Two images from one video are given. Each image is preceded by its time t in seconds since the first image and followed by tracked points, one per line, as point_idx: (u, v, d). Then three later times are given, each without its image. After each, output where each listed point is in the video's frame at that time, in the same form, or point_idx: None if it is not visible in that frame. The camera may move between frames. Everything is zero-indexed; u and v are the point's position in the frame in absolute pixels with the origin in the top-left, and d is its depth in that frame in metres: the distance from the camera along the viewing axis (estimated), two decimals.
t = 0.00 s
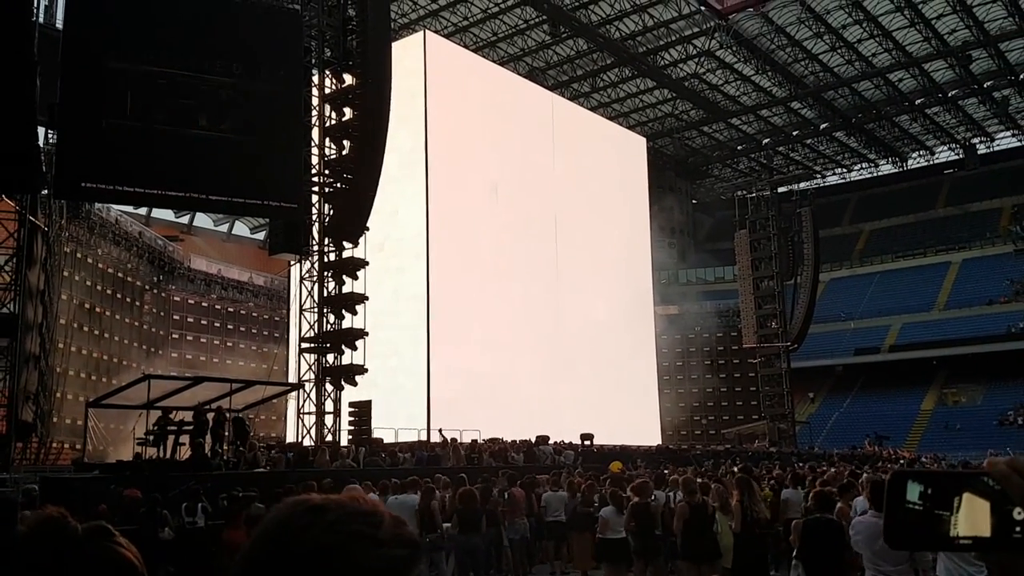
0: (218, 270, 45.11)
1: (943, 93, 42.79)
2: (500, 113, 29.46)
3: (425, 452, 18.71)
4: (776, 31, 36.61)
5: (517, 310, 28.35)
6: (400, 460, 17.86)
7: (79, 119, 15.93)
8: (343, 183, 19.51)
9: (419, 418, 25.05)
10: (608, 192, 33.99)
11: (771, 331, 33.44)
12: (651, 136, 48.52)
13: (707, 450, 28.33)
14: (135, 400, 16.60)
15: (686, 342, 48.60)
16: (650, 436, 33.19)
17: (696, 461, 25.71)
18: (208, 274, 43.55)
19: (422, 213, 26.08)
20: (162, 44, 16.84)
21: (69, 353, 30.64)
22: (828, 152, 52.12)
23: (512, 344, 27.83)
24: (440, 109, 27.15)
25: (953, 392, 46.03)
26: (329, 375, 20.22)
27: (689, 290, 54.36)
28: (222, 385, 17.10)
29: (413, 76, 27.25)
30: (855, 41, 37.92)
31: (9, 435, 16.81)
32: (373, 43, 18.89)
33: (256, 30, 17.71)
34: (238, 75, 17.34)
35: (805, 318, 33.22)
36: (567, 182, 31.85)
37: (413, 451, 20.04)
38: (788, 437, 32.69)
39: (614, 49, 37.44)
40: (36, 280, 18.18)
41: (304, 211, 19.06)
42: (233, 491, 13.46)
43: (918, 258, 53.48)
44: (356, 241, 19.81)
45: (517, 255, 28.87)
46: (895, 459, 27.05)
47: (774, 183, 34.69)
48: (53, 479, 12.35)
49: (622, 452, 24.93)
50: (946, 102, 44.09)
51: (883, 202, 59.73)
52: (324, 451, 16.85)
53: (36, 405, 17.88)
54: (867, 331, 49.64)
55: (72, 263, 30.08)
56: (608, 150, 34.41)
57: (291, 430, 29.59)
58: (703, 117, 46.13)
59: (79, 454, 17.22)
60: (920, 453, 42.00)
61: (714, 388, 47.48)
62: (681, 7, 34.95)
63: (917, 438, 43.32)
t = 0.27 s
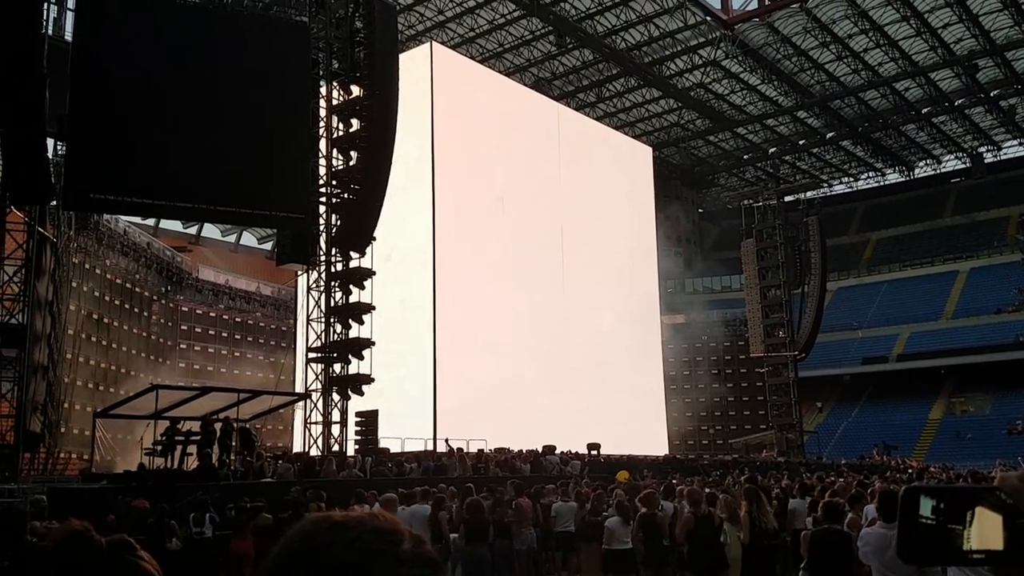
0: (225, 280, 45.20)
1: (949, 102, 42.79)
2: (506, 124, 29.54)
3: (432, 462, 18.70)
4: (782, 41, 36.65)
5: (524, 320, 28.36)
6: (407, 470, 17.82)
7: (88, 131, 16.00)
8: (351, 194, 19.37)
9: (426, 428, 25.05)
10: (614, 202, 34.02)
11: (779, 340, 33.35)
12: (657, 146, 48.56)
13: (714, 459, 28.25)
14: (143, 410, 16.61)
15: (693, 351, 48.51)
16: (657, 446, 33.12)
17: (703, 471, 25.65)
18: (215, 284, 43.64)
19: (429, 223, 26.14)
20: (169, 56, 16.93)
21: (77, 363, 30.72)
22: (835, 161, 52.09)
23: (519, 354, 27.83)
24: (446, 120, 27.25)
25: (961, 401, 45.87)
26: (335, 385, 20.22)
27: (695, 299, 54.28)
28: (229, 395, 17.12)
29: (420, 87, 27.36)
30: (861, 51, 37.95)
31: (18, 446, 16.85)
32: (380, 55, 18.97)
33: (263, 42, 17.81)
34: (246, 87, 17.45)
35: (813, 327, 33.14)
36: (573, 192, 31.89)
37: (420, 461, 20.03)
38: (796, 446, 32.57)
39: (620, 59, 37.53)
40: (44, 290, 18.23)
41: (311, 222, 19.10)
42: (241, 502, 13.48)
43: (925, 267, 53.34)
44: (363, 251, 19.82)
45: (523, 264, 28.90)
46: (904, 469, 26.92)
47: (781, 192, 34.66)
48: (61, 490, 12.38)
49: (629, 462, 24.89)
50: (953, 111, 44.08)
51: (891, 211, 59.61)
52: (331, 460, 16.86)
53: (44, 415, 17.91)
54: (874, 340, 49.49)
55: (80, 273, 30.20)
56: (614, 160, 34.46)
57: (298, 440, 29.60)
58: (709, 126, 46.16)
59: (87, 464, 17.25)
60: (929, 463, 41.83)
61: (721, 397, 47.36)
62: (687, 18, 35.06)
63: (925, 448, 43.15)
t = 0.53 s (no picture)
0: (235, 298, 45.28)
1: (958, 117, 42.78)
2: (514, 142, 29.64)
3: (443, 481, 18.61)
4: (789, 57, 36.74)
5: (533, 337, 28.34)
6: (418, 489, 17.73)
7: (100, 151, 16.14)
8: (359, 212, 19.70)
9: (435, 445, 25.00)
10: (622, 219, 34.05)
11: (790, 356, 33.21)
12: (665, 162, 48.60)
13: (726, 477, 28.06)
14: (153, 428, 16.61)
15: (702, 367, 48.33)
16: (668, 464, 32.93)
17: (715, 489, 25.47)
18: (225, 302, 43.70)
19: (438, 241, 26.20)
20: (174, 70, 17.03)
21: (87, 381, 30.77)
22: (844, 177, 52.07)
23: (527, 371, 27.79)
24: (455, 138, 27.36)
25: (973, 417, 45.58)
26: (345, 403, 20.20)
27: (705, 315, 54.15)
28: (240, 413, 17.11)
29: (429, 105, 27.50)
30: (868, 67, 38.05)
31: (29, 464, 16.86)
32: (390, 74, 19.10)
33: (274, 62, 17.98)
34: (257, 106, 17.59)
35: (823, 343, 33.02)
36: (582, 209, 31.92)
37: (430, 479, 19.95)
38: (808, 464, 32.35)
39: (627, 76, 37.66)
40: (56, 309, 18.30)
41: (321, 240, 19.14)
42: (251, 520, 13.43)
43: (935, 282, 53.15)
44: (373, 268, 19.84)
45: (532, 281, 28.91)
46: (918, 486, 26.77)
47: (789, 208, 34.62)
48: (72, 509, 12.38)
49: (639, 480, 24.74)
50: (961, 127, 44.05)
51: (900, 227, 59.47)
52: (341, 478, 16.83)
53: (55, 434, 17.92)
54: (885, 356, 49.26)
55: (90, 292, 30.29)
56: (622, 177, 34.53)
57: (307, 458, 29.52)
58: (717, 142, 46.21)
59: (98, 483, 17.23)
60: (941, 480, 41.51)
61: (731, 414, 47.13)
62: (694, 35, 35.21)
63: (937, 464, 42.84)
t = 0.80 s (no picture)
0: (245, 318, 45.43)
1: (967, 136, 42.74)
2: (523, 162, 29.75)
3: (451, 502, 18.55)
4: (797, 77, 36.84)
5: (541, 357, 28.31)
6: (426, 511, 17.69)
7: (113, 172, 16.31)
8: (369, 233, 19.65)
9: (443, 466, 24.96)
10: (631, 238, 34.05)
11: (800, 376, 33.05)
12: (674, 181, 48.65)
13: (736, 498, 27.88)
14: (162, 449, 16.61)
15: (712, 387, 48.14)
16: (677, 485, 32.75)
17: (725, 510, 25.32)
18: (236, 321, 43.82)
19: (446, 261, 26.27)
20: (179, 87, 17.17)
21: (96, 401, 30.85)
22: (853, 196, 52.02)
23: (536, 391, 27.75)
24: (463, 159, 27.48)
25: (985, 437, 45.23)
26: (353, 423, 20.19)
27: (714, 334, 53.97)
28: (249, 433, 17.11)
29: (438, 126, 27.63)
30: (877, 87, 38.08)
31: (39, 485, 16.88)
32: (399, 98, 19.21)
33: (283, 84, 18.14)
34: (267, 128, 17.74)
35: (834, 363, 32.84)
36: (590, 229, 31.95)
37: (438, 500, 19.88)
38: (819, 485, 32.09)
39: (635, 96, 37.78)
40: (67, 330, 18.37)
41: (330, 259, 19.18)
42: (259, 541, 13.42)
43: (946, 301, 52.92)
44: (381, 289, 19.88)
45: (541, 302, 28.91)
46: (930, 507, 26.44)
47: (798, 227, 34.58)
48: (80, 530, 12.40)
49: (648, 501, 24.63)
50: (971, 146, 44.00)
51: (909, 246, 59.33)
52: (348, 499, 16.77)
53: (64, 455, 17.96)
54: (896, 376, 48.97)
55: (101, 311, 30.44)
56: (630, 196, 34.56)
57: (316, 478, 29.46)
58: (725, 161, 46.25)
59: (107, 503, 17.22)
60: (953, 500, 41.15)
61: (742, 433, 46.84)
62: (703, 55, 35.36)
63: (949, 485, 42.44)
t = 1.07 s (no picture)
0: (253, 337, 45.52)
1: (974, 156, 42.73)
2: (530, 182, 29.83)
3: (460, 523, 18.47)
4: (804, 97, 36.96)
5: (549, 377, 28.25)
6: (434, 532, 17.60)
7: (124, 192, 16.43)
8: (377, 251, 19.53)
9: (450, 485, 24.89)
10: (638, 258, 34.06)
11: (809, 396, 32.89)
12: (681, 201, 48.72)
13: (746, 519, 27.71)
14: (170, 468, 16.60)
15: (720, 406, 47.97)
16: (686, 505, 32.55)
17: (734, 531, 25.15)
18: (244, 340, 43.88)
19: (454, 281, 26.32)
20: (181, 101, 17.31)
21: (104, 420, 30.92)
22: (861, 215, 52.00)
23: (544, 411, 27.70)
24: (471, 179, 27.59)
25: (996, 458, 44.89)
26: (360, 442, 20.14)
27: (722, 353, 53.81)
28: (256, 452, 17.10)
29: (446, 146, 27.75)
30: (883, 106, 38.13)
31: (47, 504, 16.87)
32: (408, 119, 19.32)
33: (292, 105, 18.29)
34: (276, 148, 17.86)
35: (843, 383, 32.70)
36: (597, 248, 31.98)
37: (446, 520, 19.79)
38: (830, 506, 31.86)
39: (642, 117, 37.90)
40: (76, 349, 18.43)
41: (338, 279, 19.21)
42: (267, 561, 13.38)
43: (955, 321, 52.72)
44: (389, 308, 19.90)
45: (549, 321, 28.89)
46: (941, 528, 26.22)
47: (806, 246, 34.55)
48: (88, 549, 12.39)
49: (657, 522, 24.48)
50: (978, 165, 43.96)
51: (917, 265, 59.20)
52: (356, 519, 16.71)
53: (73, 474, 17.97)
54: (905, 396, 48.71)
55: (110, 330, 30.56)
56: (636, 215, 34.59)
57: (323, 498, 29.39)
58: (733, 181, 46.32)
59: (114, 523, 17.21)
60: (965, 522, 40.80)
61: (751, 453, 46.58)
62: (709, 75, 35.53)
63: (960, 505, 42.08)
